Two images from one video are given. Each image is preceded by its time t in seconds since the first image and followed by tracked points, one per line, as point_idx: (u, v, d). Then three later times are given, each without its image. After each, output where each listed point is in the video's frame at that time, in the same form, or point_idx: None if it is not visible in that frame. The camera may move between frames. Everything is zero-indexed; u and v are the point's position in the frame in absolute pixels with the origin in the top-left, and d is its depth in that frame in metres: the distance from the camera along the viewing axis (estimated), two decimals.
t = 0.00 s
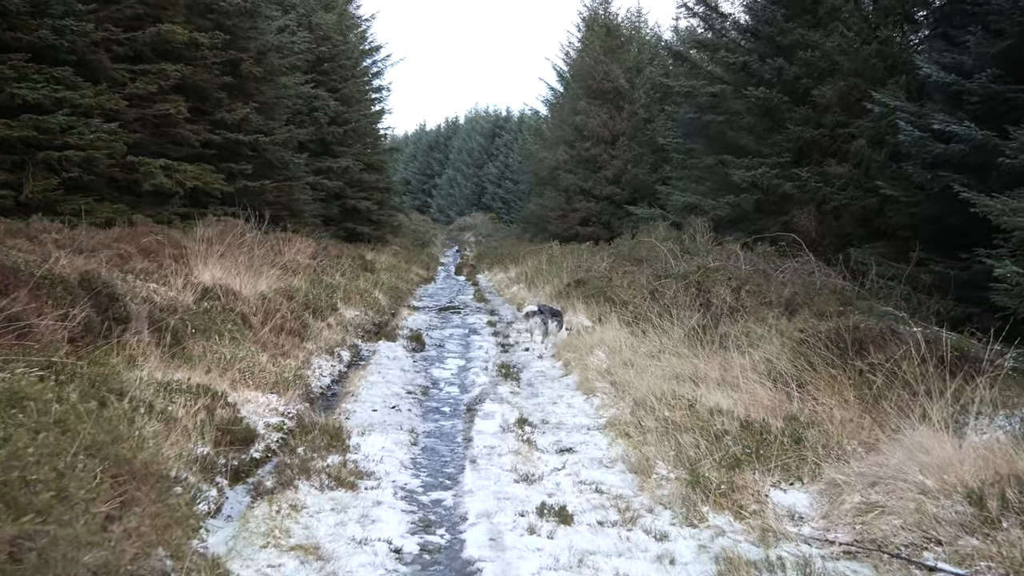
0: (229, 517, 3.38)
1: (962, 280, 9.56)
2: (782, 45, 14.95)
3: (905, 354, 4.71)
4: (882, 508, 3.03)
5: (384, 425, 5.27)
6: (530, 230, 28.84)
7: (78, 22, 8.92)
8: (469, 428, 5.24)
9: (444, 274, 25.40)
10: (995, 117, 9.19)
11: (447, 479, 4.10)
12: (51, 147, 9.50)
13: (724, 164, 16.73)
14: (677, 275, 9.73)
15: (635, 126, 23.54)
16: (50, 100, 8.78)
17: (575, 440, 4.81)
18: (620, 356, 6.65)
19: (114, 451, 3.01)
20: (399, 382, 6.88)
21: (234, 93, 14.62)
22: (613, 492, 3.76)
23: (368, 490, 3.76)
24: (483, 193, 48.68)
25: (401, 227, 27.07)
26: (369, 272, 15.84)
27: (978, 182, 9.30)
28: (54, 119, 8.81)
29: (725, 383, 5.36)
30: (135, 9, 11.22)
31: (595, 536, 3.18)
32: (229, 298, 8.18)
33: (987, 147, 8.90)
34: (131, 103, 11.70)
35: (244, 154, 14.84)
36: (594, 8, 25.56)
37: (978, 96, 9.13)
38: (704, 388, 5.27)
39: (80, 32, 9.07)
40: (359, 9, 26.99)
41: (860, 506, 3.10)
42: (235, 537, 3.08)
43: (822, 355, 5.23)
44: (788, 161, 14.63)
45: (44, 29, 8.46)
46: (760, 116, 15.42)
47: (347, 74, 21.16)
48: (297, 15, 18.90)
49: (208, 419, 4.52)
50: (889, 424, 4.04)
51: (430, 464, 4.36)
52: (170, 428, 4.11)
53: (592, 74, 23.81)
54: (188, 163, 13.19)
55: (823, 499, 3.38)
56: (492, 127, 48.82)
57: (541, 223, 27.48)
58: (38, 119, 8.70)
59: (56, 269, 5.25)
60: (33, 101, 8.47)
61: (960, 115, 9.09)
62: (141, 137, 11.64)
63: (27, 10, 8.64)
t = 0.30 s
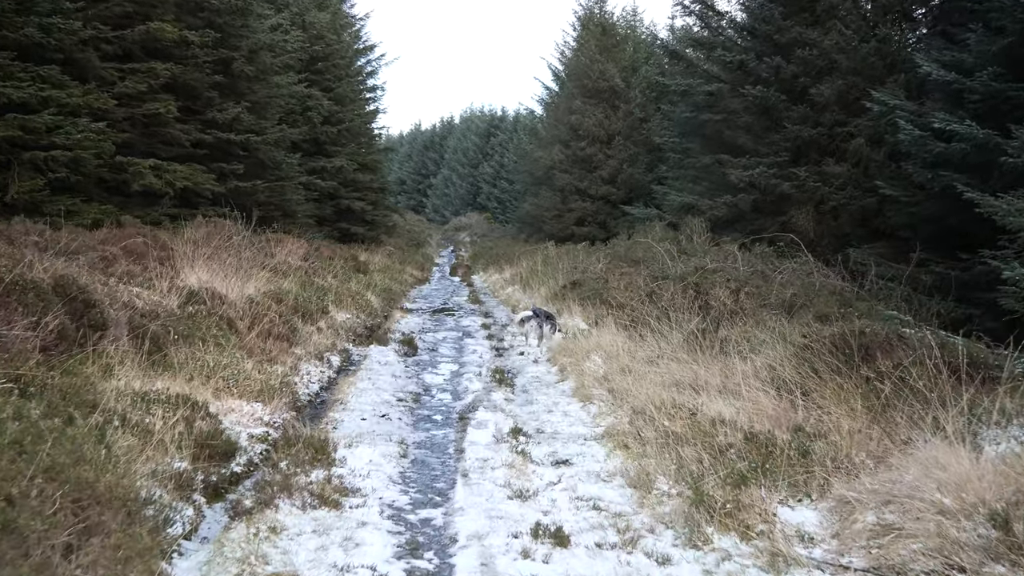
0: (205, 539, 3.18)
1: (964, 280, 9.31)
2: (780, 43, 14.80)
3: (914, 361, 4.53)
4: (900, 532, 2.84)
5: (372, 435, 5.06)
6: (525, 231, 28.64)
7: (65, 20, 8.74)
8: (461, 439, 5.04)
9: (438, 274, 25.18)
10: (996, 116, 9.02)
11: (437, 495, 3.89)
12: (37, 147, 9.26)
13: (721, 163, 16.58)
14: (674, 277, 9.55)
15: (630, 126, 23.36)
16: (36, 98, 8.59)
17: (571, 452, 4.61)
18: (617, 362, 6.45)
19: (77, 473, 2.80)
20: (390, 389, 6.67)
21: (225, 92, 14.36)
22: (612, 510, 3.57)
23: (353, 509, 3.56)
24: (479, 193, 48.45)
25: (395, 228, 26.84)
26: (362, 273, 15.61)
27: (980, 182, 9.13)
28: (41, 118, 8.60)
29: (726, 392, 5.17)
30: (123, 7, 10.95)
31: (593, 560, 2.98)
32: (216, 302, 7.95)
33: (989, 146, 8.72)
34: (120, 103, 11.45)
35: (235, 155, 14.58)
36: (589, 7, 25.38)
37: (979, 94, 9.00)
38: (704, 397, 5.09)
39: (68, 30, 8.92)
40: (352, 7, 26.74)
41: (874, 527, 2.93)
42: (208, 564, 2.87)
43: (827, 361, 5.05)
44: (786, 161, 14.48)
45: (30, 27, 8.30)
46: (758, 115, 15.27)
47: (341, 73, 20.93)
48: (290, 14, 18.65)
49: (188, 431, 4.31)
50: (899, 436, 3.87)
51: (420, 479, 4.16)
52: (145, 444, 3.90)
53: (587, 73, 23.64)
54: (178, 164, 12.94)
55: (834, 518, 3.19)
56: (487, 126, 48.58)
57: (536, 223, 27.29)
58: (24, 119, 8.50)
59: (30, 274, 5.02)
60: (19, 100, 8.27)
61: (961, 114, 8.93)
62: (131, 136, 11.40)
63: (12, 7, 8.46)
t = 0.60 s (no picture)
0: (185, 558, 2.98)
1: (967, 281, 9.15)
2: (779, 41, 14.65)
3: (931, 365, 4.33)
4: (930, 553, 2.64)
5: (366, 443, 4.86)
6: (522, 230, 28.46)
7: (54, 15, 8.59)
8: (459, 446, 4.84)
9: (434, 275, 24.97)
10: (1002, 114, 8.85)
11: (434, 508, 3.69)
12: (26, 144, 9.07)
13: (720, 162, 16.43)
14: (675, 277, 9.39)
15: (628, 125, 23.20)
16: (25, 95, 8.48)
17: (574, 460, 4.42)
18: (619, 365, 6.27)
19: (45, 493, 2.58)
20: (385, 393, 6.46)
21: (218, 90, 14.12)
22: (619, 526, 3.37)
23: (344, 525, 3.35)
24: (475, 193, 48.23)
25: (391, 227, 26.62)
26: (357, 274, 15.40)
27: (985, 180, 8.96)
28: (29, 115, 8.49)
29: (734, 397, 4.98)
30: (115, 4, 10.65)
31: None
32: (206, 303, 7.74)
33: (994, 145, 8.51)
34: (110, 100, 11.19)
35: (229, 153, 14.33)
36: (586, 6, 25.21)
37: (983, 92, 8.70)
38: (711, 402, 4.90)
39: (59, 27, 8.83)
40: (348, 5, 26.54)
41: (900, 546, 2.73)
42: None
43: (838, 365, 4.86)
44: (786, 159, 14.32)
45: (19, 23, 8.26)
46: (757, 114, 15.12)
47: (337, 72, 20.69)
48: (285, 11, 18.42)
49: (171, 441, 4.09)
50: (919, 445, 3.67)
51: (415, 491, 3.95)
52: (124, 456, 3.68)
53: (584, 72, 23.49)
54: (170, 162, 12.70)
55: (855, 533, 3.00)
56: (484, 125, 48.40)
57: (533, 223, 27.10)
58: (12, 116, 8.39)
59: (9, 275, 4.81)
60: (7, 96, 8.17)
61: (966, 112, 8.78)
62: (123, 134, 11.16)
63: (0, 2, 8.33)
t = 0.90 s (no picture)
0: None
1: (973, 283, 8.77)
2: (779, 40, 14.52)
3: (948, 375, 4.14)
4: None
5: (359, 455, 4.65)
6: (518, 231, 28.26)
7: (43, 13, 8.50)
8: (456, 459, 4.64)
9: (430, 275, 24.77)
10: (1006, 113, 8.68)
11: (430, 529, 3.49)
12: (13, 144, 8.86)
13: (719, 163, 16.28)
14: (676, 280, 9.23)
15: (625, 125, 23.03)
16: (13, 94, 8.34)
17: (576, 474, 4.23)
18: (620, 372, 6.08)
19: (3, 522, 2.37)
20: (379, 401, 6.26)
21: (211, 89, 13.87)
22: (626, 549, 3.17)
23: (333, 549, 3.15)
24: (471, 193, 48.02)
25: (387, 228, 26.39)
26: (352, 275, 15.18)
27: (989, 181, 8.78)
28: (17, 114, 8.28)
29: (742, 407, 4.80)
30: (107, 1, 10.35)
31: None
32: (195, 307, 7.51)
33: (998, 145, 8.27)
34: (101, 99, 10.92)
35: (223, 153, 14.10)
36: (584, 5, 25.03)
37: (987, 91, 8.51)
38: (718, 412, 4.72)
39: (49, 25, 8.76)
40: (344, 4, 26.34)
41: (927, 571, 2.53)
42: None
43: (850, 374, 4.67)
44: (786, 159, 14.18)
45: (7, 20, 8.15)
46: (757, 113, 14.98)
47: (332, 72, 20.44)
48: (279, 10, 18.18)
49: (152, 456, 3.88)
50: (940, 460, 3.48)
51: (410, 509, 3.75)
52: (99, 474, 3.48)
53: (581, 72, 23.32)
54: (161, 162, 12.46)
55: (877, 558, 2.79)
56: (480, 125, 48.19)
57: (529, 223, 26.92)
58: None
59: None
60: None
61: (969, 111, 8.62)
62: (114, 134, 10.93)
63: None
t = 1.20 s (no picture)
0: None
1: (975, 283, 8.48)
2: (779, 37, 14.35)
3: (965, 381, 3.95)
4: None
5: (348, 464, 4.44)
6: (515, 231, 28.07)
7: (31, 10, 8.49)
8: (450, 467, 4.43)
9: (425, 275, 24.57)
10: (1010, 110, 8.49)
11: (422, 545, 3.28)
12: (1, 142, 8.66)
13: (717, 161, 16.12)
14: (676, 280, 9.05)
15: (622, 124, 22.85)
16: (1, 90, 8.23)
17: (576, 484, 4.03)
18: (620, 375, 5.88)
19: None
20: (371, 405, 6.05)
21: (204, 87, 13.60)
22: (631, 567, 2.97)
23: (317, 569, 2.93)
24: (467, 193, 47.81)
25: (382, 227, 26.17)
26: (346, 275, 14.95)
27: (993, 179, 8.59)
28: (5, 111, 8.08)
29: (749, 413, 4.61)
30: None
31: None
32: (181, 308, 7.28)
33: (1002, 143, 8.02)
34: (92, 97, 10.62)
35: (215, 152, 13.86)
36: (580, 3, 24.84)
37: (990, 89, 8.29)
38: (723, 418, 4.53)
39: (37, 21, 8.75)
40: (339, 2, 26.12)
41: None
42: None
43: (861, 378, 4.48)
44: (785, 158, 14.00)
45: None
46: (756, 111, 14.81)
47: (327, 70, 20.19)
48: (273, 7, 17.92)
49: (127, 467, 3.65)
50: (962, 472, 3.28)
51: (401, 523, 3.54)
52: (68, 487, 3.24)
53: (578, 71, 23.14)
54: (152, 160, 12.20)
55: None
56: (475, 125, 47.99)
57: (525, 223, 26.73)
58: None
59: None
60: None
61: (973, 108, 8.44)
62: (105, 132, 10.67)
63: None
